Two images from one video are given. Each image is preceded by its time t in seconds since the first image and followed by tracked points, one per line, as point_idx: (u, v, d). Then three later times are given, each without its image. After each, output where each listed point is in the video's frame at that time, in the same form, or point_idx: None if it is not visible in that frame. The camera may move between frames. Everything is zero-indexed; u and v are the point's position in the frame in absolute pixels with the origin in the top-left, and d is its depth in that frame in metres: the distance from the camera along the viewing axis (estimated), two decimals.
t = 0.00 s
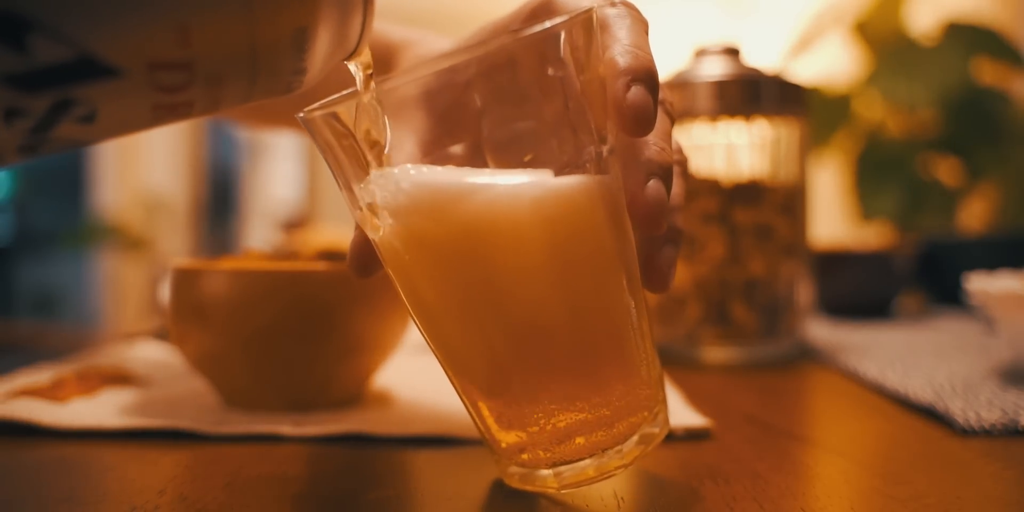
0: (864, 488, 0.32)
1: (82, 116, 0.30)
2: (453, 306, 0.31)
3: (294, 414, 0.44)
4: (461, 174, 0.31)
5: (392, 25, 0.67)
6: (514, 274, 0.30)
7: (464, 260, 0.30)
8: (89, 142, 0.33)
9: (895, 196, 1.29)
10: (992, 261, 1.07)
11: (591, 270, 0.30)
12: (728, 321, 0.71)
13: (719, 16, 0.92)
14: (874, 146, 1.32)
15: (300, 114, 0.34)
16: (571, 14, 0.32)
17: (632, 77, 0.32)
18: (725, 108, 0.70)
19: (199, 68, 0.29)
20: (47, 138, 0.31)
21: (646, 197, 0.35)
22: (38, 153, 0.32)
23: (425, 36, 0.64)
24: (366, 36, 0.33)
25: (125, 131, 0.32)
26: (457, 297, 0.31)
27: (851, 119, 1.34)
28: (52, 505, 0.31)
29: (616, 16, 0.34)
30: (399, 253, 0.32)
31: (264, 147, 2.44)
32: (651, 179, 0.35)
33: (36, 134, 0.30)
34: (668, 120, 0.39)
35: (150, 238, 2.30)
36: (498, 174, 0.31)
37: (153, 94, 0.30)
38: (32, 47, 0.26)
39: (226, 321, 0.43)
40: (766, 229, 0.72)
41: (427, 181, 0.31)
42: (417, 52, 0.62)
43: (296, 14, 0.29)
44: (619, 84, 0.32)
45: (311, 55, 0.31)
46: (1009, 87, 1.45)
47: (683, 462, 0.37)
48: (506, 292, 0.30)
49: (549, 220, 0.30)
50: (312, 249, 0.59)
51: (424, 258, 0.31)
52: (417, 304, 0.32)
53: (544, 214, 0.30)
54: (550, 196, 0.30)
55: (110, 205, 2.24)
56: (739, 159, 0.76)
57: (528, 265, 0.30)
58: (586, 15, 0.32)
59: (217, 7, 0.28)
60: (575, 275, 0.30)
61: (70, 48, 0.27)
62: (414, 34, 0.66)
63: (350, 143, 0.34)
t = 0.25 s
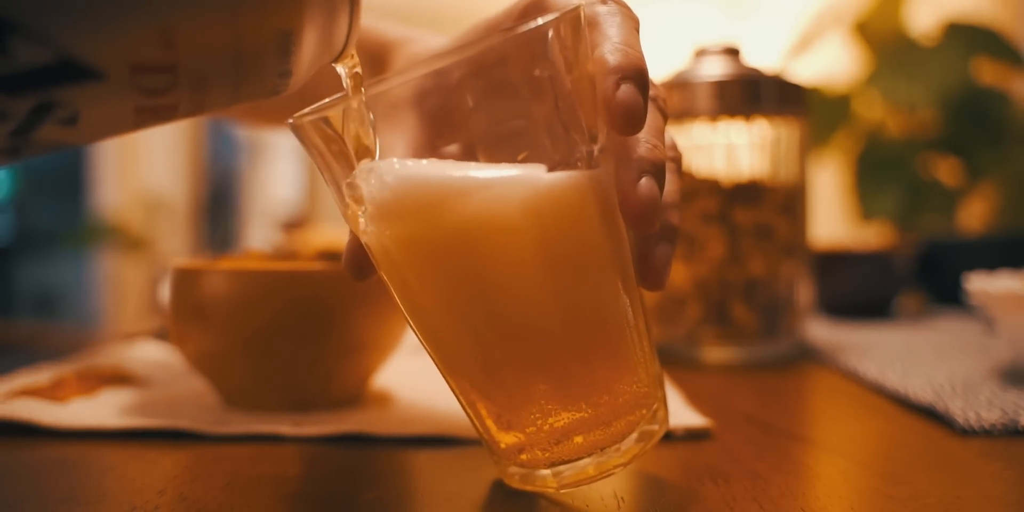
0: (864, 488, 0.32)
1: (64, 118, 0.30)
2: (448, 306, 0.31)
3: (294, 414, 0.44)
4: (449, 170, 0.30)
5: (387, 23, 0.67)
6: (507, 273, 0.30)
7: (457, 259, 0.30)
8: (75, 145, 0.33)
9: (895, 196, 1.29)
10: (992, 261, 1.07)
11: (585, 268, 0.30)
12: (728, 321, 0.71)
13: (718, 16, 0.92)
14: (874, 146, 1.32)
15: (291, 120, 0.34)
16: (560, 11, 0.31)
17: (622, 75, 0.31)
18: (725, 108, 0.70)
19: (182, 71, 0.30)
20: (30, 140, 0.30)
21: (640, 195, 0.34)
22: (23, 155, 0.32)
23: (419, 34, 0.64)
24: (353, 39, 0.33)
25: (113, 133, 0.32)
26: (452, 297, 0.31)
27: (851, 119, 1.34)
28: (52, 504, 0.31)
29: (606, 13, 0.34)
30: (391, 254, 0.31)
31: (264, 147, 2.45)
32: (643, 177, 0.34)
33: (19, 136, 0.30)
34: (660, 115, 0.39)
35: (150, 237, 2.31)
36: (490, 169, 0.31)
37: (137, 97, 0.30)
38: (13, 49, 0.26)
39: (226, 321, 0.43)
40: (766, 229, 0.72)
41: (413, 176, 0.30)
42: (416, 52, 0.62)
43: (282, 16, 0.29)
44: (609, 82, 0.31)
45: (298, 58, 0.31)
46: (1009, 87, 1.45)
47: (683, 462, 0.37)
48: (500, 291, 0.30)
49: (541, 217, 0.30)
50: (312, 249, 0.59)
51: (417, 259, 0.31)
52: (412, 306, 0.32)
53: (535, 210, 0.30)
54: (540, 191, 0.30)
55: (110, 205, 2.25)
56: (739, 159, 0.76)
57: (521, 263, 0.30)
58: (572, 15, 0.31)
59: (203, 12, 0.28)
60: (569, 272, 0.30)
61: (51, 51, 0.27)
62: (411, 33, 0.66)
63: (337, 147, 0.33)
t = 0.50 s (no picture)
0: (864, 488, 0.32)
1: (55, 119, 0.29)
2: (443, 305, 0.31)
3: (294, 414, 0.44)
4: (441, 163, 0.30)
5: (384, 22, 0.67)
6: (501, 271, 0.30)
7: (450, 258, 0.30)
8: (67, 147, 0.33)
9: (895, 196, 1.29)
10: (991, 261, 1.07)
11: (578, 266, 0.30)
12: (729, 321, 0.71)
13: (718, 16, 0.91)
14: (874, 146, 1.32)
15: (285, 119, 0.34)
16: (556, 10, 0.31)
17: (618, 74, 0.31)
18: (725, 107, 0.70)
19: (174, 74, 0.29)
20: (20, 141, 0.30)
21: (634, 195, 0.34)
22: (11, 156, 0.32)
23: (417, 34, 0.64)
24: (346, 41, 0.33)
25: (105, 135, 0.32)
26: (446, 296, 0.31)
27: (851, 119, 1.34)
28: (52, 504, 0.31)
29: (602, 13, 0.34)
30: (384, 252, 0.31)
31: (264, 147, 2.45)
32: (638, 177, 0.34)
33: (9, 138, 0.30)
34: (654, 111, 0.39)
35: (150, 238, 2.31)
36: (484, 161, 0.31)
37: (128, 99, 0.30)
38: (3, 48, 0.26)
39: (225, 321, 0.43)
40: (766, 229, 0.72)
41: (405, 169, 0.30)
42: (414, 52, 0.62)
43: (273, 20, 0.29)
44: (604, 81, 0.31)
45: (291, 60, 0.31)
46: (1009, 87, 1.45)
47: (683, 461, 0.37)
48: (493, 290, 0.30)
49: (534, 215, 0.30)
50: (312, 250, 0.59)
51: (409, 257, 0.31)
52: (407, 304, 0.32)
53: (528, 207, 0.30)
54: (533, 188, 0.30)
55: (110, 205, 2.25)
56: (739, 159, 0.76)
57: (514, 261, 0.30)
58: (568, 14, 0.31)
59: (199, 11, 0.28)
60: (562, 271, 0.30)
61: (41, 50, 0.27)
62: (410, 33, 0.66)
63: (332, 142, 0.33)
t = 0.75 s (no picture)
0: (864, 488, 0.32)
1: (69, 116, 0.30)
2: (439, 302, 0.31)
3: (294, 414, 0.44)
4: (441, 155, 0.30)
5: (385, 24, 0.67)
6: (498, 268, 0.30)
7: (447, 253, 0.30)
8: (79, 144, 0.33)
9: (895, 196, 1.29)
10: (992, 261, 1.07)
11: (576, 266, 0.30)
12: (729, 321, 0.71)
13: (718, 17, 0.91)
14: (875, 146, 1.32)
15: (288, 111, 0.34)
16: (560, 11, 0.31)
17: (621, 76, 0.31)
18: (726, 108, 0.70)
19: (186, 71, 0.30)
20: (37, 137, 0.30)
21: (634, 197, 0.34)
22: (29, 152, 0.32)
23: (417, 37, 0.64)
24: (352, 40, 0.33)
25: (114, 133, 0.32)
26: (441, 293, 0.31)
27: (851, 119, 1.34)
28: (52, 504, 0.31)
29: (606, 16, 0.33)
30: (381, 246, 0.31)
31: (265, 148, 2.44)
32: (638, 180, 0.34)
33: (26, 134, 0.30)
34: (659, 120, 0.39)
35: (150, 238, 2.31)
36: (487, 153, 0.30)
37: (140, 97, 0.30)
38: (16, 45, 0.26)
39: (224, 322, 0.43)
40: (766, 229, 0.72)
41: (405, 159, 0.30)
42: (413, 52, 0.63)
43: (279, 20, 0.29)
44: (607, 83, 0.31)
45: (297, 60, 0.31)
46: (1009, 87, 1.45)
47: (683, 461, 0.37)
48: (490, 288, 0.30)
49: (532, 211, 0.30)
50: (312, 250, 0.59)
51: (406, 251, 0.31)
52: (402, 300, 0.32)
53: (526, 204, 0.30)
54: (533, 185, 0.30)
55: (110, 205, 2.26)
56: (739, 159, 0.76)
57: (511, 258, 0.30)
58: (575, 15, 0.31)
59: (207, 13, 0.28)
60: (559, 269, 0.30)
61: (56, 49, 0.27)
62: (410, 34, 0.66)
63: (332, 136, 0.33)
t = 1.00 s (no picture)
0: (864, 488, 0.32)
1: (102, 113, 0.29)
2: (448, 296, 0.31)
3: (294, 414, 0.44)
4: (461, 144, 0.30)
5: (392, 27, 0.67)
6: (509, 262, 0.30)
7: (461, 245, 0.30)
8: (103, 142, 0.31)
9: (895, 195, 1.29)
10: (992, 261, 1.07)
11: (588, 266, 0.30)
12: (729, 321, 0.71)
13: (718, 17, 0.91)
14: (875, 146, 1.32)
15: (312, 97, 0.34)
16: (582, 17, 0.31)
17: (643, 83, 0.32)
18: (725, 108, 0.70)
19: (215, 70, 0.29)
20: (66, 135, 0.29)
21: (649, 201, 0.34)
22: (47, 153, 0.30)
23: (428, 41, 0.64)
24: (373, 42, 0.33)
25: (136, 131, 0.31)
26: (451, 287, 0.31)
27: (851, 119, 1.34)
28: (51, 505, 0.31)
29: (628, 26, 0.35)
30: (394, 235, 0.31)
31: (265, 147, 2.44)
32: (655, 187, 0.35)
33: (55, 132, 0.29)
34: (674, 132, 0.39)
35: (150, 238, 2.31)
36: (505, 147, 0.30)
37: (170, 93, 0.29)
38: (55, 41, 0.26)
39: (224, 323, 0.43)
40: (766, 229, 0.72)
41: (425, 149, 0.30)
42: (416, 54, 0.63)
43: (303, 18, 0.29)
44: (629, 89, 0.32)
45: (321, 56, 0.31)
46: (1009, 87, 1.45)
47: (682, 461, 0.37)
48: (501, 284, 0.30)
49: (548, 206, 0.30)
50: (312, 250, 0.59)
51: (418, 242, 0.31)
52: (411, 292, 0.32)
53: (542, 199, 0.30)
54: (551, 183, 0.30)
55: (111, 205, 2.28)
56: (739, 159, 0.76)
57: (525, 254, 0.30)
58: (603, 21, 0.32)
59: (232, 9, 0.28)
60: (572, 266, 0.30)
61: (94, 44, 0.26)
62: (413, 36, 0.66)
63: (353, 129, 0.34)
